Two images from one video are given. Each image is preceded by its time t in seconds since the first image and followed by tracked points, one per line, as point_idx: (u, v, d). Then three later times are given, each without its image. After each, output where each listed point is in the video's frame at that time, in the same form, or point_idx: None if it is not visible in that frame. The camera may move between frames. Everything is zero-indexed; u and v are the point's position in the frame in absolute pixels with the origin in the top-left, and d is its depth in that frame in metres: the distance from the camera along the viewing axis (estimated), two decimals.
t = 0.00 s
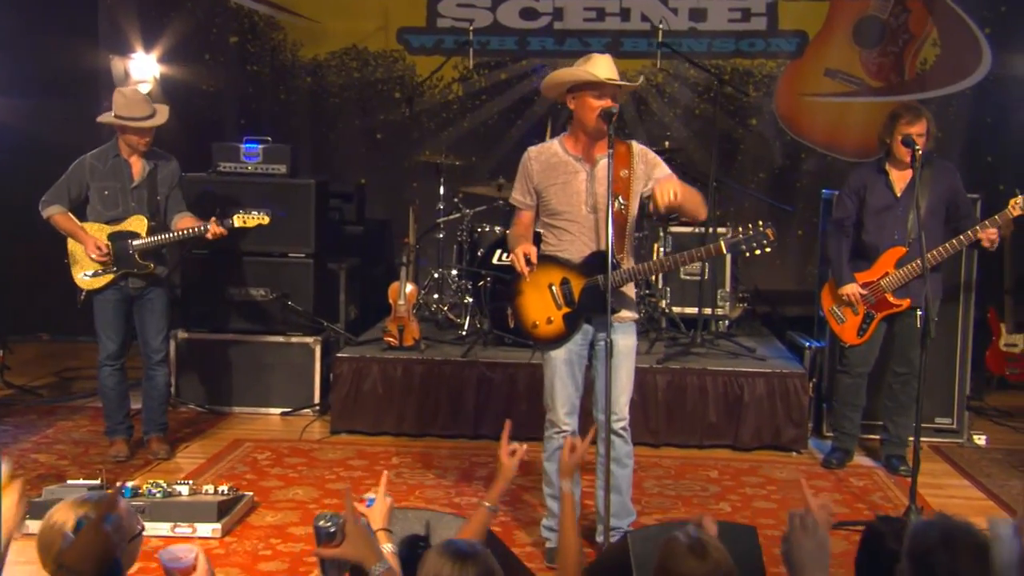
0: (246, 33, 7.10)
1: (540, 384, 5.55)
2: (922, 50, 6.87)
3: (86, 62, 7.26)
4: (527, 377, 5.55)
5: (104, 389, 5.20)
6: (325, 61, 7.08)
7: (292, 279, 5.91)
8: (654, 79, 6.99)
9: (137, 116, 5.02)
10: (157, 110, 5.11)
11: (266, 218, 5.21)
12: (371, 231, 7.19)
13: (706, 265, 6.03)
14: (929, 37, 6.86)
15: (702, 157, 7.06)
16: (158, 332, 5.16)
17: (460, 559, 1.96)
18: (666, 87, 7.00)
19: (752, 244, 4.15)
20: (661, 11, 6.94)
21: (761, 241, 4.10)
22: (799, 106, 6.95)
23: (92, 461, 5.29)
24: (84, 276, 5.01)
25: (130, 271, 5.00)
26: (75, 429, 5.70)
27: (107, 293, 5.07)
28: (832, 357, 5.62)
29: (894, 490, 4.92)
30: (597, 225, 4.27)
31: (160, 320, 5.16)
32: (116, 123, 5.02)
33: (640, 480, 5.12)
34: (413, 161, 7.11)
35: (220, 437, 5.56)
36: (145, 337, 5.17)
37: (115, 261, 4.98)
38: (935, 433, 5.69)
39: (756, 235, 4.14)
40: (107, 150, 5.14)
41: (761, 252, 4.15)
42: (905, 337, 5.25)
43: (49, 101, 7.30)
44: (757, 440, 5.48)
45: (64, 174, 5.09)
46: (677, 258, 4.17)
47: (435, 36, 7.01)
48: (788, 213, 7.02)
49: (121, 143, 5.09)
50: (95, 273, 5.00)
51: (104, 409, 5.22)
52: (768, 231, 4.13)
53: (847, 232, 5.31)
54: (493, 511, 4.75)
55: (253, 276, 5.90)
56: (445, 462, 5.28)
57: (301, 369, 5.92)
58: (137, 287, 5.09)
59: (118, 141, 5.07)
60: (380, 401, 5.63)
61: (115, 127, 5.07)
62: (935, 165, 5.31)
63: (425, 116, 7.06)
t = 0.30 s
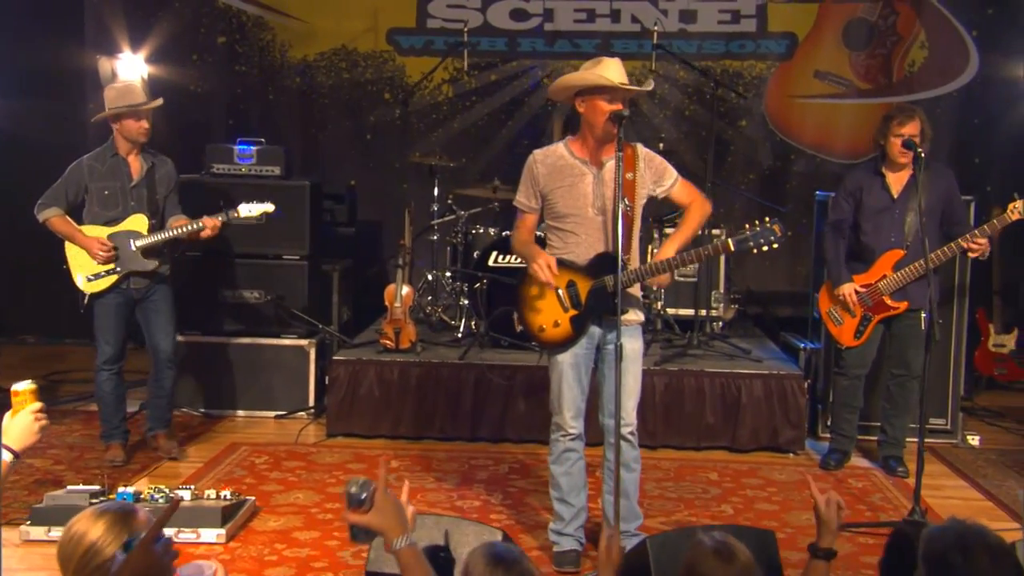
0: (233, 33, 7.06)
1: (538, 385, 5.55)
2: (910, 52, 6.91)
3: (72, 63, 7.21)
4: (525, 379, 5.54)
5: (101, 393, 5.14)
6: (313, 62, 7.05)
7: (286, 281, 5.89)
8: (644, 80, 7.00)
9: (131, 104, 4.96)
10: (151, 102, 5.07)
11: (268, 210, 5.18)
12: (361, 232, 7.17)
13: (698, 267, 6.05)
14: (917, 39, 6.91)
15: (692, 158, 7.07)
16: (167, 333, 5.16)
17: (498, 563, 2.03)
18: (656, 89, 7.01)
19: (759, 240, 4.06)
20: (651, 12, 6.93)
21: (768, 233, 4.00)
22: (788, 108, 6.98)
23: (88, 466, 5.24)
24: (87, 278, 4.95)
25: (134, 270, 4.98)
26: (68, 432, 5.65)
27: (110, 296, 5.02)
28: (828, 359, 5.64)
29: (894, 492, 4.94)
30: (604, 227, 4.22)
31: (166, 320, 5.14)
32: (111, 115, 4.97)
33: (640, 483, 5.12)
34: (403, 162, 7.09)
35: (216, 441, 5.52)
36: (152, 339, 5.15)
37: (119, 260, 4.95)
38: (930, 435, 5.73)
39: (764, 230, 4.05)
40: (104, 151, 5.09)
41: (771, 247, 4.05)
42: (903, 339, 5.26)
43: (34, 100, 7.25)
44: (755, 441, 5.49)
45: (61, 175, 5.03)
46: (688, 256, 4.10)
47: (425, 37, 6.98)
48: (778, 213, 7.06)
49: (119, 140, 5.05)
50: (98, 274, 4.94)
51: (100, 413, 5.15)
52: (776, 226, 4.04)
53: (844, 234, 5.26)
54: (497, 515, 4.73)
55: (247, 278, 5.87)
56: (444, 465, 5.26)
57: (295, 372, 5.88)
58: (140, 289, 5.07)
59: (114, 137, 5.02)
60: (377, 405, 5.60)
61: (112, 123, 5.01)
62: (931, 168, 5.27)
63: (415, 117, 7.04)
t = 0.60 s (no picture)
0: (219, 33, 7.02)
1: (532, 388, 5.54)
2: (895, 54, 6.96)
3: (54, 62, 7.15)
4: (519, 382, 5.54)
5: (99, 395, 5.13)
6: (300, 62, 7.02)
7: (278, 284, 5.87)
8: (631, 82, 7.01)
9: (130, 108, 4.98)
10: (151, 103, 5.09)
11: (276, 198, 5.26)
12: (347, 234, 7.15)
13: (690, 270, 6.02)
14: (903, 42, 6.96)
15: (679, 160, 7.09)
16: (183, 338, 5.22)
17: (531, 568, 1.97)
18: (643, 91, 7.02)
19: (763, 241, 4.04)
20: (639, 14, 6.93)
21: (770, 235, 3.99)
22: (775, 110, 7.01)
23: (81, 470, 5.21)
24: (103, 282, 4.95)
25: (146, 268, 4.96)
26: (58, 436, 5.60)
27: (124, 300, 5.05)
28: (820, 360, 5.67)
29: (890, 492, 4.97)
30: (606, 231, 4.19)
31: (182, 328, 5.22)
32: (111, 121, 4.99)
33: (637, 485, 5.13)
34: (390, 164, 7.07)
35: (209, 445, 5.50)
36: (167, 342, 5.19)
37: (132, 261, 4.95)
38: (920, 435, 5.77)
39: (766, 232, 4.05)
40: (107, 153, 5.07)
41: (774, 247, 4.06)
42: (896, 340, 5.30)
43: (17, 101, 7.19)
44: (748, 442, 5.51)
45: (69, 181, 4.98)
46: (692, 258, 4.09)
47: (412, 38, 6.96)
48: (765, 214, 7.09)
49: (124, 142, 5.05)
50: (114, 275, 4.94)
51: (96, 415, 5.13)
52: (780, 226, 4.03)
53: (838, 237, 5.30)
54: (496, 518, 4.73)
55: (237, 281, 5.84)
56: (439, 468, 5.26)
57: (286, 374, 5.87)
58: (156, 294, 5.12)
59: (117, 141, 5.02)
60: (370, 408, 5.59)
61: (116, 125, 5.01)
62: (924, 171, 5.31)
63: (402, 119, 7.03)
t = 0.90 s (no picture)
0: (201, 32, 6.97)
1: (523, 389, 5.54)
2: (877, 55, 6.99)
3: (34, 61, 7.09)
4: (509, 384, 5.54)
5: (103, 397, 5.12)
6: (283, 62, 6.98)
7: (267, 285, 5.86)
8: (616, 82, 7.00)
9: (145, 112, 4.93)
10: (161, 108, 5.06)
11: (295, 187, 5.26)
12: (332, 234, 7.12)
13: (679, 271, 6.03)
14: (884, 43, 6.99)
15: (662, 160, 7.11)
16: (189, 343, 5.30)
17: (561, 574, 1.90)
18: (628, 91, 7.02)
19: (762, 241, 3.96)
20: (624, 15, 6.93)
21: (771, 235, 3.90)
22: (758, 112, 7.05)
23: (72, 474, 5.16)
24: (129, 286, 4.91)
25: (174, 268, 4.93)
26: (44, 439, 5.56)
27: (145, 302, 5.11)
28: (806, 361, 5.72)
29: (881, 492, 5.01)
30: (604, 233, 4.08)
31: (189, 331, 5.30)
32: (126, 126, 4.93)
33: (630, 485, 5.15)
34: (375, 164, 7.05)
35: (199, 448, 5.48)
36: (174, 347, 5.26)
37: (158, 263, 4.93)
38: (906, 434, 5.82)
39: (767, 233, 3.96)
40: (122, 160, 5.02)
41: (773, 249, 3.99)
42: (885, 341, 5.34)
43: None
44: (738, 442, 5.53)
45: (90, 187, 4.88)
46: (692, 259, 3.99)
47: (396, 38, 6.92)
48: (748, 214, 7.14)
49: (138, 145, 5.00)
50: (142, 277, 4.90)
51: (95, 417, 5.10)
52: (778, 227, 3.96)
53: (828, 239, 5.34)
54: (492, 519, 4.72)
55: (225, 282, 5.83)
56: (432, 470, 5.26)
57: (273, 375, 5.87)
58: (174, 297, 5.19)
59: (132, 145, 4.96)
60: (360, 410, 5.57)
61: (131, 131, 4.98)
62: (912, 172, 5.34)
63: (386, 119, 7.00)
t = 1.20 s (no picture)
0: (184, 33, 6.93)
1: (514, 391, 5.54)
2: (859, 57, 7.02)
3: (14, 62, 7.04)
4: (501, 386, 5.54)
5: (113, 397, 5.14)
6: (267, 63, 6.94)
7: (256, 287, 5.85)
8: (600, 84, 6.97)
9: (150, 112, 5.03)
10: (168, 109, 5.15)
11: (306, 188, 5.36)
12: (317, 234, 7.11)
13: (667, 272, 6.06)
14: (865, 46, 7.02)
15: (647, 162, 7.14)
16: (188, 342, 5.37)
17: None
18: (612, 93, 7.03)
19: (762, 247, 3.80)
20: (608, 17, 6.94)
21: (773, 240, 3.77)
22: (741, 113, 7.08)
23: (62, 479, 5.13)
24: (143, 284, 5.03)
25: (186, 267, 5.05)
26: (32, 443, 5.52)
27: (155, 300, 5.15)
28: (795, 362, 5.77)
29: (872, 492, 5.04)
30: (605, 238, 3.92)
31: (190, 329, 5.37)
32: (133, 126, 5.02)
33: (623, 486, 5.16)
34: (359, 165, 7.03)
35: (189, 451, 5.46)
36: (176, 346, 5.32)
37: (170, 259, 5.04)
38: (894, 434, 5.87)
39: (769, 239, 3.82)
40: (132, 159, 5.11)
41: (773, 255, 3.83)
42: (875, 342, 5.37)
43: None
44: (729, 443, 5.56)
45: (99, 186, 4.97)
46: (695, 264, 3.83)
47: (380, 39, 6.90)
48: (731, 214, 7.18)
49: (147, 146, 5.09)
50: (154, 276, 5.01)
51: (103, 417, 5.10)
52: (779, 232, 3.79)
53: (818, 240, 5.37)
54: (488, 522, 4.72)
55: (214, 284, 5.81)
56: (425, 472, 5.26)
57: (262, 378, 5.87)
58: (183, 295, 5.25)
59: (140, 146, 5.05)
60: (351, 412, 5.55)
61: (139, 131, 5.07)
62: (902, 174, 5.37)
63: (371, 120, 6.98)
